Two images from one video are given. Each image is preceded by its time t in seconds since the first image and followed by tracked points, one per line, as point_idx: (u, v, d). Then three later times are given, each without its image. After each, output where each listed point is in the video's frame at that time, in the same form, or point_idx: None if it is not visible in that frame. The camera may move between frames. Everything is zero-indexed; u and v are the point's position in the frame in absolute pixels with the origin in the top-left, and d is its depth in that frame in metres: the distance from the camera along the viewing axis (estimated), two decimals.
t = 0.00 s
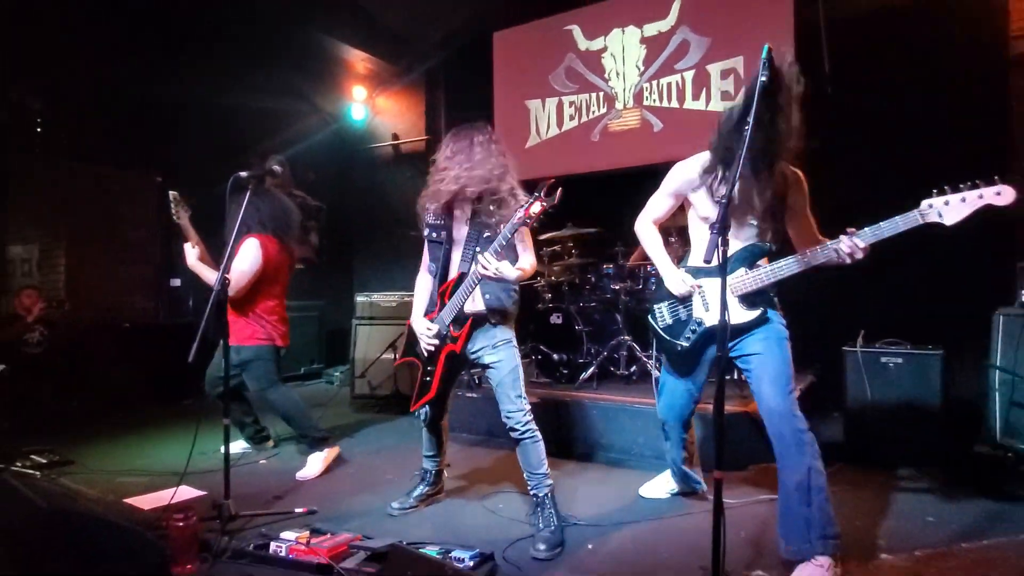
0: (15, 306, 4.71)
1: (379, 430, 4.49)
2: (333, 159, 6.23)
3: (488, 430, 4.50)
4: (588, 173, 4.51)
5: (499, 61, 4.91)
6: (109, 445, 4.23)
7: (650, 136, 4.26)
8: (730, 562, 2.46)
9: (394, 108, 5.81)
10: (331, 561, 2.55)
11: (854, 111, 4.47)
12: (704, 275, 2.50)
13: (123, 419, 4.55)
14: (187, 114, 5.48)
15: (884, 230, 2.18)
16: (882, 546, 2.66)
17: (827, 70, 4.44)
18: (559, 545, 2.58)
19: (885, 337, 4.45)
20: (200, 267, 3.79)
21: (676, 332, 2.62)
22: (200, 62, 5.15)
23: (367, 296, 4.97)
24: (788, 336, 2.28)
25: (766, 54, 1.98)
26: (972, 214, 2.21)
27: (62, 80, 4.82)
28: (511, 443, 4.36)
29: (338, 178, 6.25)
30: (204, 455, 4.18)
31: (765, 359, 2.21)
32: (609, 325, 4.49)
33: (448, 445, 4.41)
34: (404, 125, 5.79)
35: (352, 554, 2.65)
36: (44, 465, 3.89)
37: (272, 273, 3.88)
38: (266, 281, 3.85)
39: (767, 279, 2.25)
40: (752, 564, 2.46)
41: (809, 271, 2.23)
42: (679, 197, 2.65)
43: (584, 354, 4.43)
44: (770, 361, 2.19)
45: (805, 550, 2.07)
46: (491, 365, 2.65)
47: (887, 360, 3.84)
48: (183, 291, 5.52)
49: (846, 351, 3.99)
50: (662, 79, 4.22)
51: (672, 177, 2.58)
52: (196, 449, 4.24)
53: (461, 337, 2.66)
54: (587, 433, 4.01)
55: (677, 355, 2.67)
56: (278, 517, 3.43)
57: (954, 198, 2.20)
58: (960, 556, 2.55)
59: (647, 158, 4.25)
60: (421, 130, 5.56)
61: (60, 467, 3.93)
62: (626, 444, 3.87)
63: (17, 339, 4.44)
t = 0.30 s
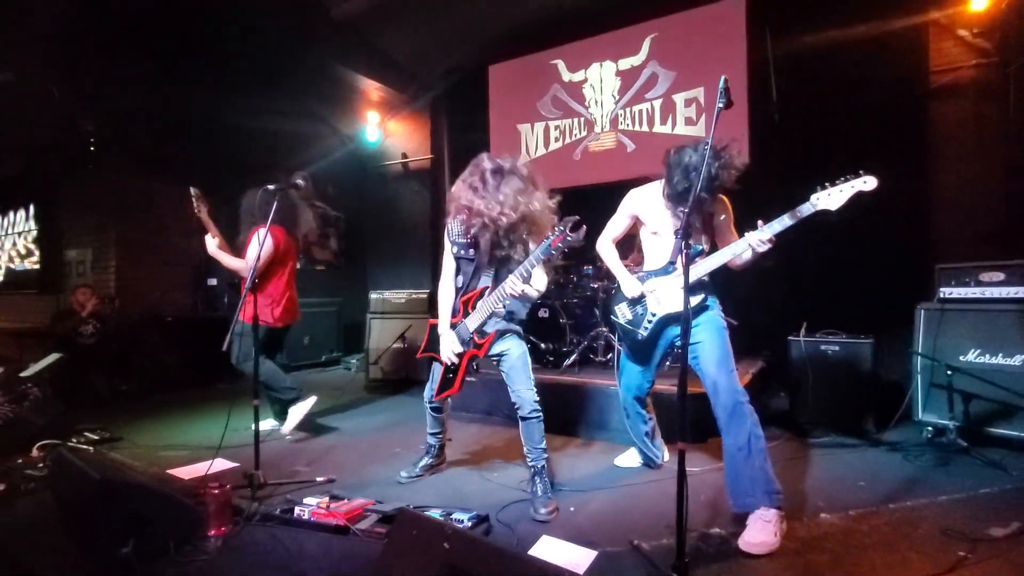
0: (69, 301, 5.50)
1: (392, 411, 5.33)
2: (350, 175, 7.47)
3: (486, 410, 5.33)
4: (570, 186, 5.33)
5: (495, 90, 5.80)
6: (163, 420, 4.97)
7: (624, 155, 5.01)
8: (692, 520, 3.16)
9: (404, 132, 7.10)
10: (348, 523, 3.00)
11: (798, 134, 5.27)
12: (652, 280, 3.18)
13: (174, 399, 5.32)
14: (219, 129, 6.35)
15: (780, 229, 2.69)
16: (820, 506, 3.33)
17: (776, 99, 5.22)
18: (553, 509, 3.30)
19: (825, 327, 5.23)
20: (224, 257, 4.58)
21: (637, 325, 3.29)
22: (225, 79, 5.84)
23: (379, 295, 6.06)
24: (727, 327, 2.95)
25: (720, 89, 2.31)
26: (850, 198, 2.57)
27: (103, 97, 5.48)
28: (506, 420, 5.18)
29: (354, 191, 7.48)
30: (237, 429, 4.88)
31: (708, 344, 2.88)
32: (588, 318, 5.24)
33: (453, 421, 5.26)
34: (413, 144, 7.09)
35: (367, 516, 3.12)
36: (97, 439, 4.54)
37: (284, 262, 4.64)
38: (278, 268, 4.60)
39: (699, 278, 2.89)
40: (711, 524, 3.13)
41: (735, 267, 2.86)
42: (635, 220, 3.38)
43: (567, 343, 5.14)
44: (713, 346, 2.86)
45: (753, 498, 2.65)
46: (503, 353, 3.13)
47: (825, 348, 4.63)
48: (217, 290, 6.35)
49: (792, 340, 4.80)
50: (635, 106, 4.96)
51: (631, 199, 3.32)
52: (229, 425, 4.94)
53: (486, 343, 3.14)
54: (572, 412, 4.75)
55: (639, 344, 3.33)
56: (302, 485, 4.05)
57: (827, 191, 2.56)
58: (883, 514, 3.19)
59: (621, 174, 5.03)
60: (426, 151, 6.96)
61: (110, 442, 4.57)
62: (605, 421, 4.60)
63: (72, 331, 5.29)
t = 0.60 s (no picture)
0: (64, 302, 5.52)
1: (390, 410, 5.33)
2: (348, 176, 7.54)
3: (483, 409, 5.34)
4: (567, 185, 5.33)
5: (492, 90, 5.81)
6: (160, 419, 4.99)
7: (620, 155, 5.02)
8: (688, 518, 3.19)
9: (402, 131, 7.04)
10: (345, 522, 3.01)
11: (793, 134, 5.30)
12: (659, 272, 3.13)
13: (170, 400, 5.33)
14: (212, 131, 6.31)
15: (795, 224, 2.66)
16: (817, 503, 3.36)
17: (772, 99, 5.25)
18: (550, 508, 3.33)
19: (820, 325, 5.27)
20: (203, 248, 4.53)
21: (642, 319, 3.25)
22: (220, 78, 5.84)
23: (376, 295, 6.10)
24: (734, 321, 2.95)
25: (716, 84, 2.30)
26: (868, 193, 2.59)
27: (97, 97, 5.48)
28: (501, 419, 5.19)
29: (354, 191, 7.55)
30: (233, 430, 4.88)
31: (717, 340, 2.88)
32: (584, 317, 5.26)
33: (451, 420, 5.28)
34: (410, 144, 7.03)
35: (363, 516, 3.12)
36: (91, 439, 4.52)
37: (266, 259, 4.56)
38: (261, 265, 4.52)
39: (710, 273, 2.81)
40: (707, 521, 3.15)
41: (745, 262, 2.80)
42: (642, 205, 3.30)
43: (563, 342, 5.17)
44: (722, 341, 2.86)
45: (763, 491, 2.70)
46: (496, 354, 3.18)
47: (820, 346, 4.65)
48: (213, 288, 6.32)
49: (787, 338, 4.82)
50: (630, 106, 4.97)
51: (639, 184, 3.24)
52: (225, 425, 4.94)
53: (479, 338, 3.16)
54: (568, 411, 4.77)
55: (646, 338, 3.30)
56: (298, 485, 4.04)
57: (846, 185, 2.56)
58: (879, 511, 3.23)
59: (614, 174, 5.04)
60: (423, 149, 6.90)
61: (104, 441, 4.56)
62: (601, 420, 4.62)
63: (65, 330, 5.24)
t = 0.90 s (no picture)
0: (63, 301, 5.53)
1: (389, 409, 5.34)
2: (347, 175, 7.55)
3: (482, 407, 5.35)
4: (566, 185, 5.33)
5: (491, 90, 5.82)
6: (160, 419, 5.00)
7: (620, 154, 5.02)
8: (687, 516, 3.19)
9: (400, 130, 6.98)
10: (345, 520, 3.02)
11: (793, 134, 5.31)
12: (663, 272, 3.13)
13: (170, 400, 5.34)
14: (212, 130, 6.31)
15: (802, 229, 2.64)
16: (816, 502, 3.37)
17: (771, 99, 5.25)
18: (550, 507, 3.34)
19: (819, 325, 5.28)
20: (183, 250, 4.66)
21: (647, 319, 3.27)
22: (219, 76, 5.84)
23: (376, 294, 6.15)
24: (740, 319, 2.91)
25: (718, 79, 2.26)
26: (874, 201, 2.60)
27: (95, 94, 5.48)
28: (501, 418, 5.19)
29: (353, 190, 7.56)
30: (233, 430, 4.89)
31: (723, 338, 2.84)
32: (584, 316, 5.26)
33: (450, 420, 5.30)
34: (409, 144, 6.96)
35: (364, 514, 3.13)
36: (90, 439, 4.52)
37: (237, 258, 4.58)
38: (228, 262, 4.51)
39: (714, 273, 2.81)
40: (706, 519, 3.16)
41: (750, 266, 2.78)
42: (648, 204, 3.28)
43: (563, 341, 5.16)
44: (727, 341, 2.83)
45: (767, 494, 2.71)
46: (483, 355, 3.23)
47: (819, 346, 4.67)
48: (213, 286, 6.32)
49: (787, 339, 4.83)
50: (630, 105, 4.97)
51: (647, 183, 3.22)
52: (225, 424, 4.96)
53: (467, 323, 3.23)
54: (569, 409, 4.77)
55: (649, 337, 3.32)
56: (298, 484, 4.04)
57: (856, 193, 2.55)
58: (878, 509, 3.24)
59: (614, 173, 5.04)
60: (423, 147, 6.80)
61: (103, 441, 4.56)
62: (601, 419, 4.63)
63: (65, 331, 5.27)
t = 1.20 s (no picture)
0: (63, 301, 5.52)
1: (389, 409, 5.34)
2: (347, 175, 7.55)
3: (482, 408, 5.35)
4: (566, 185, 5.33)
5: (491, 90, 5.82)
6: (160, 420, 5.00)
7: (620, 155, 5.02)
8: (688, 516, 3.19)
9: (400, 130, 6.95)
10: (346, 520, 3.03)
11: (793, 135, 5.30)
12: (669, 277, 3.14)
13: (171, 401, 5.34)
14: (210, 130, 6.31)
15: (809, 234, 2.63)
16: (818, 502, 3.36)
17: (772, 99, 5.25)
18: (551, 507, 3.34)
19: (820, 325, 5.28)
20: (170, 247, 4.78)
21: (650, 322, 3.26)
22: (220, 76, 5.84)
23: (376, 294, 6.14)
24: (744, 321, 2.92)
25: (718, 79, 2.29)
26: (879, 207, 2.58)
27: (95, 95, 5.48)
28: (502, 418, 5.20)
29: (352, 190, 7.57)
30: (232, 431, 4.90)
31: (727, 339, 2.84)
32: (584, 316, 5.25)
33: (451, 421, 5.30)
34: (409, 144, 6.93)
35: (364, 515, 3.13)
36: (91, 439, 4.53)
37: (197, 252, 4.54)
38: (184, 257, 4.50)
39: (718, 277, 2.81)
40: (707, 519, 3.16)
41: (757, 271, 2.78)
42: (657, 210, 3.29)
43: (563, 342, 5.16)
44: (730, 341, 2.82)
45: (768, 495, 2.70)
46: (490, 356, 3.20)
47: (820, 346, 4.65)
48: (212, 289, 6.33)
49: (787, 337, 4.81)
50: (630, 106, 4.97)
51: (654, 189, 3.23)
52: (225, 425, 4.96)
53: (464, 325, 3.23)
54: (570, 410, 4.77)
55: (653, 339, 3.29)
56: (298, 484, 4.04)
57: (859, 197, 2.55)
58: (878, 509, 3.24)
59: (614, 174, 5.04)
60: (423, 149, 6.75)
61: (103, 441, 4.57)
62: (602, 419, 4.63)
63: (64, 330, 5.23)
